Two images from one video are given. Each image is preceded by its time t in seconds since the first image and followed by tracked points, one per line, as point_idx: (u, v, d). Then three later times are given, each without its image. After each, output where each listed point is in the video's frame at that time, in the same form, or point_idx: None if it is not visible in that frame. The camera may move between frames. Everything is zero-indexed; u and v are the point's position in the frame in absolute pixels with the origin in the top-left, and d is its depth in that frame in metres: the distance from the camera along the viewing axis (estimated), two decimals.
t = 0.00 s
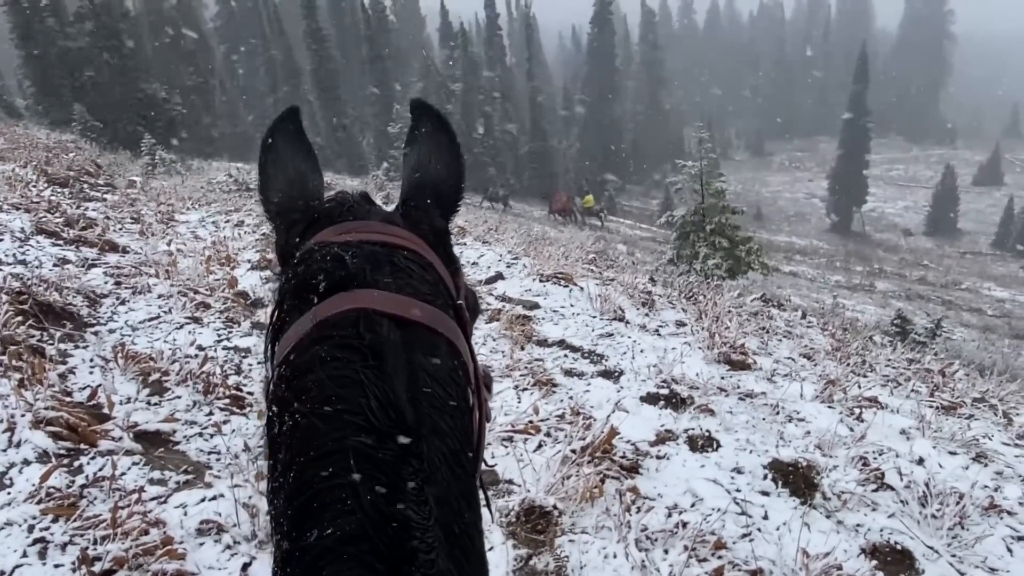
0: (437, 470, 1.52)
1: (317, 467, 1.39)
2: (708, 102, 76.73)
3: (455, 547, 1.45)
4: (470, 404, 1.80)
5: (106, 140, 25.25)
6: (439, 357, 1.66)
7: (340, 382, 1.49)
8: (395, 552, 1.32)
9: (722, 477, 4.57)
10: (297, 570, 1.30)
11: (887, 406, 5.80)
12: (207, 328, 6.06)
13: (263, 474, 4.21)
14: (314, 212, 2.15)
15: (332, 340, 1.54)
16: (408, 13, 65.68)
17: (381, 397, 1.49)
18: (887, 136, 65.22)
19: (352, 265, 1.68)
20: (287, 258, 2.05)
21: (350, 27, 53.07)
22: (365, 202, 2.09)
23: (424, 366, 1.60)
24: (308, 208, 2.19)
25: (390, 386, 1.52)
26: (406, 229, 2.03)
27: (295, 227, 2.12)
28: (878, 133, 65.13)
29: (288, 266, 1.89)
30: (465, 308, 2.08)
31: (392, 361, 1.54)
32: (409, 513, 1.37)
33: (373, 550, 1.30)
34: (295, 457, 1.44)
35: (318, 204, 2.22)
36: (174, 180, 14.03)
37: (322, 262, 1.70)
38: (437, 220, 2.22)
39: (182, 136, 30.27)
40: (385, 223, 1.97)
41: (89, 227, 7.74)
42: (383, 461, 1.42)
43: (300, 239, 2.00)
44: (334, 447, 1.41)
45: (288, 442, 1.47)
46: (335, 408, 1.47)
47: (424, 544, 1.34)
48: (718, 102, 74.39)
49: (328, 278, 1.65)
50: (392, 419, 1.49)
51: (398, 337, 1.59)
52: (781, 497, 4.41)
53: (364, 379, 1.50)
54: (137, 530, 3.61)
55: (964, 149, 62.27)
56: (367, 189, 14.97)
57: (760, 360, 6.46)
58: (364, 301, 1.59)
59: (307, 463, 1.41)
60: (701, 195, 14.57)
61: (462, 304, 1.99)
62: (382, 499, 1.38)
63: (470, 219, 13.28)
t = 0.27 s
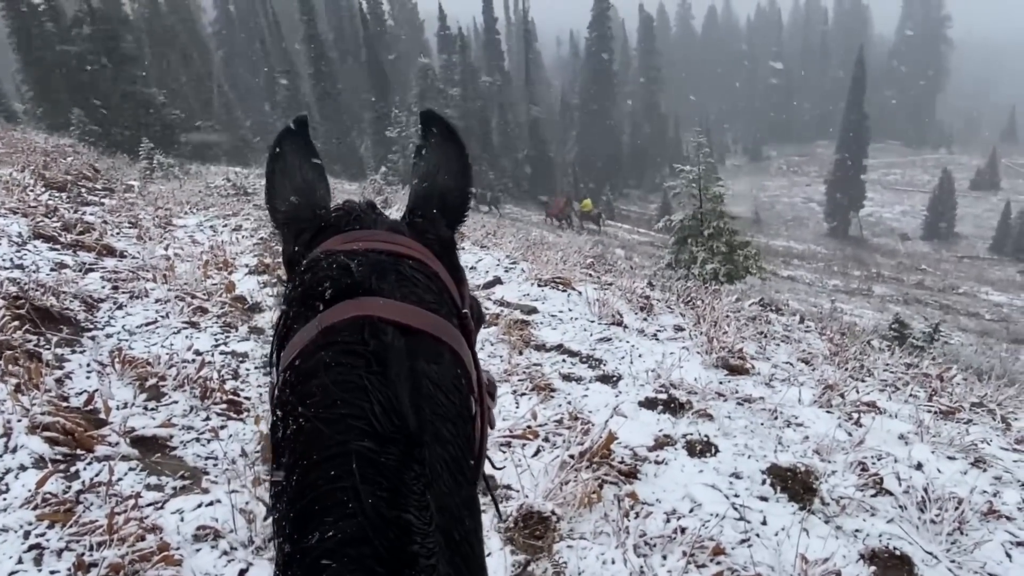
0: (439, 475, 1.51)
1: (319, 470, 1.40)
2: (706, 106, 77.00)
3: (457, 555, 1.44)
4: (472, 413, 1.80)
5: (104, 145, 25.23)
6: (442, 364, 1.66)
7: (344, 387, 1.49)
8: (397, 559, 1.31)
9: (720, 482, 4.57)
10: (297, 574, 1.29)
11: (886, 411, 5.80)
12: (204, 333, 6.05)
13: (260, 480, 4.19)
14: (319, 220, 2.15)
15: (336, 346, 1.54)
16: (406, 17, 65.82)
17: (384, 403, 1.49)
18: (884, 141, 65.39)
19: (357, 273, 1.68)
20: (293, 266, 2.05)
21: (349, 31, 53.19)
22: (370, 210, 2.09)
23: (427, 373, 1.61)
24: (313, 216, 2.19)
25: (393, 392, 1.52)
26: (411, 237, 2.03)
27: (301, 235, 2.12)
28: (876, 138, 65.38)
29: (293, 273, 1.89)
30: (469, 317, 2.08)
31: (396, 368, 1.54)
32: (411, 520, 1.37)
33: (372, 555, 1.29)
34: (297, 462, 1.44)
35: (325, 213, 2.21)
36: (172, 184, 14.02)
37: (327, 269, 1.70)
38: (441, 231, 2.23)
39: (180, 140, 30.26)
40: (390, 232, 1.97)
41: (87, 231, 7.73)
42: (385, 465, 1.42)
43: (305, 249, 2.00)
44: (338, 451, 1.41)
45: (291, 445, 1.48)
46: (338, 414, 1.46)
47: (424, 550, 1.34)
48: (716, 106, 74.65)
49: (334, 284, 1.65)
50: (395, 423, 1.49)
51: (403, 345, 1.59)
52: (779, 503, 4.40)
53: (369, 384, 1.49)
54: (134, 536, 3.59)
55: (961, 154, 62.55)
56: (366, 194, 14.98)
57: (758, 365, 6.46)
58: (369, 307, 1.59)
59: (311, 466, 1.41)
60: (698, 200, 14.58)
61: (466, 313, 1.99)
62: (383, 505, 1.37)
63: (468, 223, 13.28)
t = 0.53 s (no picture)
0: (441, 488, 1.51)
1: (321, 482, 1.40)
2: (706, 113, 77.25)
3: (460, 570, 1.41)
4: (476, 425, 1.79)
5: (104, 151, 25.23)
6: (444, 377, 1.67)
7: (346, 401, 1.49)
8: None
9: (721, 489, 4.56)
10: None
11: (886, 417, 5.79)
12: (203, 339, 6.04)
13: (259, 487, 4.18)
14: (323, 231, 2.15)
15: (339, 358, 1.54)
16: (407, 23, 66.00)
17: (385, 416, 1.49)
18: (883, 148, 65.54)
19: (360, 285, 1.68)
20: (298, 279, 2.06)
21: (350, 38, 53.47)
22: (376, 222, 2.10)
23: (429, 387, 1.60)
24: (317, 228, 2.19)
25: (395, 405, 1.52)
26: (416, 249, 2.03)
27: (306, 247, 2.13)
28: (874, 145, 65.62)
29: (298, 286, 1.90)
30: (473, 328, 2.08)
31: (398, 381, 1.54)
32: (412, 533, 1.36)
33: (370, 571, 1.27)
34: (297, 477, 1.44)
35: (331, 224, 2.21)
36: (173, 190, 14.03)
37: (331, 283, 1.71)
38: (446, 242, 2.23)
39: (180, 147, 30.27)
40: (395, 244, 1.98)
41: (87, 237, 7.72)
42: (387, 478, 1.42)
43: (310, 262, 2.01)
44: (340, 463, 1.42)
45: (293, 457, 1.48)
46: (341, 426, 1.47)
47: (426, 566, 1.32)
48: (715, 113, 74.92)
49: (338, 297, 1.66)
50: (397, 436, 1.48)
51: (405, 357, 1.59)
52: (780, 511, 4.39)
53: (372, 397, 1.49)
54: (132, 543, 3.57)
55: (960, 161, 62.76)
56: (366, 200, 14.99)
57: (758, 371, 6.46)
58: (372, 320, 1.59)
59: (312, 479, 1.41)
60: (698, 206, 14.61)
61: (471, 325, 1.99)
62: (384, 518, 1.37)
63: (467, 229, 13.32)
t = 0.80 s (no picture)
0: (445, 502, 1.49)
1: (324, 494, 1.38)
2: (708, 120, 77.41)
3: None
4: (479, 439, 1.78)
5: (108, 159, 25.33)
6: (448, 390, 1.66)
7: (351, 413, 1.49)
8: None
9: (723, 499, 4.54)
10: None
11: (889, 427, 5.77)
12: (205, 347, 6.04)
13: (260, 496, 4.16)
14: (328, 244, 2.16)
15: (342, 371, 1.55)
16: (409, 29, 66.25)
17: (389, 427, 1.49)
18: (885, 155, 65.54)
19: (363, 300, 1.70)
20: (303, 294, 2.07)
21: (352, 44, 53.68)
22: (381, 237, 2.11)
23: (433, 399, 1.60)
24: (321, 241, 2.21)
25: (399, 418, 1.52)
26: (421, 264, 2.04)
27: (310, 259, 2.13)
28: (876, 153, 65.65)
29: (302, 300, 1.91)
30: (476, 342, 2.09)
31: (403, 394, 1.54)
32: (417, 544, 1.34)
33: None
34: (301, 487, 1.42)
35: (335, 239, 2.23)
36: (175, 197, 14.06)
37: (336, 297, 1.73)
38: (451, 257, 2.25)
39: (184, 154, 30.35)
40: (399, 259, 2.00)
41: (89, 244, 7.73)
42: (390, 489, 1.41)
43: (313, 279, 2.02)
44: (344, 476, 1.40)
45: (295, 471, 1.46)
46: (344, 438, 1.46)
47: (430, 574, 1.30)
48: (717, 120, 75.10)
49: (342, 311, 1.68)
50: (401, 448, 1.47)
51: (409, 370, 1.59)
52: (782, 521, 4.36)
53: (375, 408, 1.49)
54: (133, 552, 3.56)
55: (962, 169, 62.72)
56: (369, 208, 15.02)
57: (761, 380, 6.44)
58: (376, 334, 1.61)
59: (316, 489, 1.40)
60: (700, 215, 14.60)
61: (474, 339, 2.00)
62: (389, 528, 1.35)
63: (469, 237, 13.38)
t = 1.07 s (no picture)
0: (444, 519, 1.48)
1: (321, 514, 1.36)
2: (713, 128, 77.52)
3: None
4: (482, 451, 1.75)
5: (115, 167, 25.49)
6: (448, 403, 1.63)
7: (348, 427, 1.46)
8: None
9: (727, 510, 4.51)
10: None
11: (895, 437, 5.74)
12: (209, 355, 6.04)
13: (262, 505, 4.16)
14: (333, 244, 2.14)
15: (340, 383, 1.52)
16: (414, 37, 66.66)
17: (388, 442, 1.46)
18: (890, 163, 65.22)
19: (362, 307, 1.67)
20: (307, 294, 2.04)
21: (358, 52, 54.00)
22: (386, 237, 2.08)
23: (433, 412, 1.57)
24: (326, 241, 2.18)
25: (399, 433, 1.49)
26: (427, 266, 1.99)
27: (315, 260, 2.10)
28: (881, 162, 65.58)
29: (305, 305, 1.88)
30: (483, 346, 2.03)
31: (401, 407, 1.52)
32: (415, 566, 1.32)
33: None
34: (298, 506, 1.40)
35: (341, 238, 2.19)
36: (181, 205, 14.13)
37: (335, 302, 1.70)
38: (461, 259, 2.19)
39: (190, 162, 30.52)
40: (406, 261, 1.93)
41: (95, 252, 7.76)
42: (388, 512, 1.38)
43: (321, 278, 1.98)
44: (342, 494, 1.38)
45: (294, 486, 1.43)
46: (340, 451, 1.43)
47: None
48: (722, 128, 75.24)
49: (339, 319, 1.65)
50: (400, 465, 1.45)
51: (408, 381, 1.57)
52: (786, 532, 4.34)
53: (374, 423, 1.46)
54: (135, 560, 3.56)
55: (968, 178, 62.57)
56: (374, 216, 15.06)
57: (765, 390, 6.41)
58: (374, 344, 1.58)
59: (312, 510, 1.38)
60: (704, 224, 14.61)
61: (480, 344, 1.96)
62: (387, 549, 1.33)
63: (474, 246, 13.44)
